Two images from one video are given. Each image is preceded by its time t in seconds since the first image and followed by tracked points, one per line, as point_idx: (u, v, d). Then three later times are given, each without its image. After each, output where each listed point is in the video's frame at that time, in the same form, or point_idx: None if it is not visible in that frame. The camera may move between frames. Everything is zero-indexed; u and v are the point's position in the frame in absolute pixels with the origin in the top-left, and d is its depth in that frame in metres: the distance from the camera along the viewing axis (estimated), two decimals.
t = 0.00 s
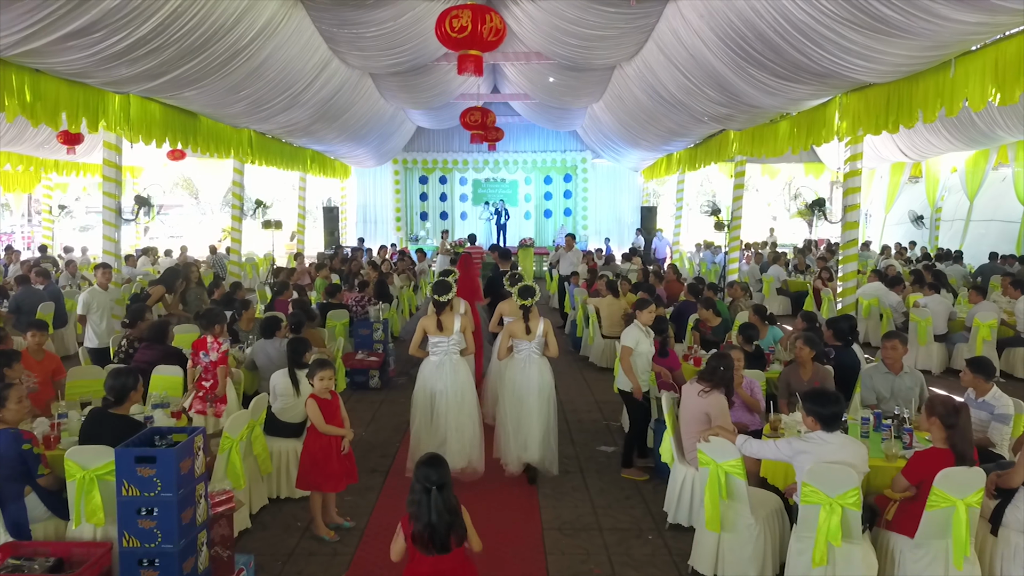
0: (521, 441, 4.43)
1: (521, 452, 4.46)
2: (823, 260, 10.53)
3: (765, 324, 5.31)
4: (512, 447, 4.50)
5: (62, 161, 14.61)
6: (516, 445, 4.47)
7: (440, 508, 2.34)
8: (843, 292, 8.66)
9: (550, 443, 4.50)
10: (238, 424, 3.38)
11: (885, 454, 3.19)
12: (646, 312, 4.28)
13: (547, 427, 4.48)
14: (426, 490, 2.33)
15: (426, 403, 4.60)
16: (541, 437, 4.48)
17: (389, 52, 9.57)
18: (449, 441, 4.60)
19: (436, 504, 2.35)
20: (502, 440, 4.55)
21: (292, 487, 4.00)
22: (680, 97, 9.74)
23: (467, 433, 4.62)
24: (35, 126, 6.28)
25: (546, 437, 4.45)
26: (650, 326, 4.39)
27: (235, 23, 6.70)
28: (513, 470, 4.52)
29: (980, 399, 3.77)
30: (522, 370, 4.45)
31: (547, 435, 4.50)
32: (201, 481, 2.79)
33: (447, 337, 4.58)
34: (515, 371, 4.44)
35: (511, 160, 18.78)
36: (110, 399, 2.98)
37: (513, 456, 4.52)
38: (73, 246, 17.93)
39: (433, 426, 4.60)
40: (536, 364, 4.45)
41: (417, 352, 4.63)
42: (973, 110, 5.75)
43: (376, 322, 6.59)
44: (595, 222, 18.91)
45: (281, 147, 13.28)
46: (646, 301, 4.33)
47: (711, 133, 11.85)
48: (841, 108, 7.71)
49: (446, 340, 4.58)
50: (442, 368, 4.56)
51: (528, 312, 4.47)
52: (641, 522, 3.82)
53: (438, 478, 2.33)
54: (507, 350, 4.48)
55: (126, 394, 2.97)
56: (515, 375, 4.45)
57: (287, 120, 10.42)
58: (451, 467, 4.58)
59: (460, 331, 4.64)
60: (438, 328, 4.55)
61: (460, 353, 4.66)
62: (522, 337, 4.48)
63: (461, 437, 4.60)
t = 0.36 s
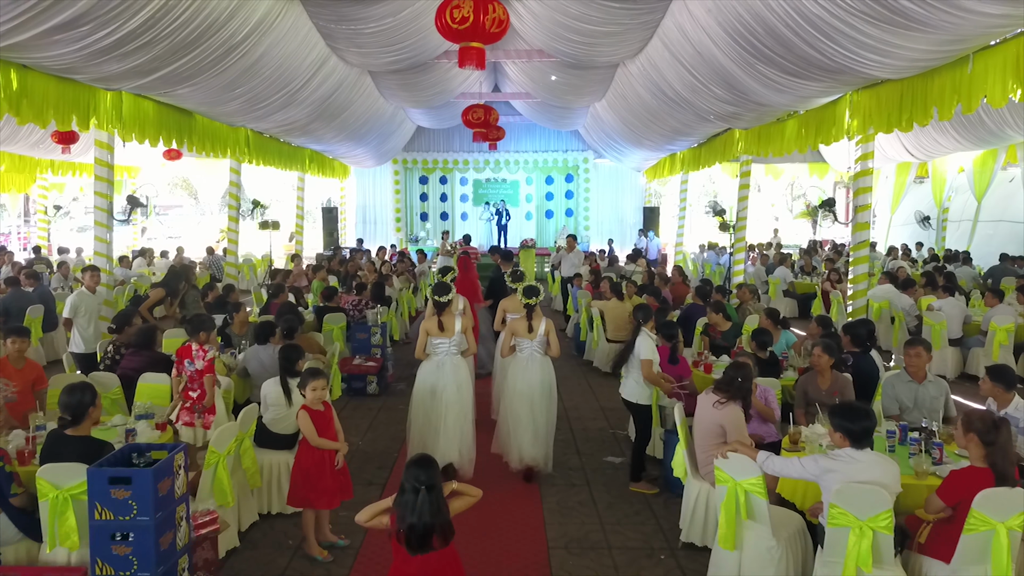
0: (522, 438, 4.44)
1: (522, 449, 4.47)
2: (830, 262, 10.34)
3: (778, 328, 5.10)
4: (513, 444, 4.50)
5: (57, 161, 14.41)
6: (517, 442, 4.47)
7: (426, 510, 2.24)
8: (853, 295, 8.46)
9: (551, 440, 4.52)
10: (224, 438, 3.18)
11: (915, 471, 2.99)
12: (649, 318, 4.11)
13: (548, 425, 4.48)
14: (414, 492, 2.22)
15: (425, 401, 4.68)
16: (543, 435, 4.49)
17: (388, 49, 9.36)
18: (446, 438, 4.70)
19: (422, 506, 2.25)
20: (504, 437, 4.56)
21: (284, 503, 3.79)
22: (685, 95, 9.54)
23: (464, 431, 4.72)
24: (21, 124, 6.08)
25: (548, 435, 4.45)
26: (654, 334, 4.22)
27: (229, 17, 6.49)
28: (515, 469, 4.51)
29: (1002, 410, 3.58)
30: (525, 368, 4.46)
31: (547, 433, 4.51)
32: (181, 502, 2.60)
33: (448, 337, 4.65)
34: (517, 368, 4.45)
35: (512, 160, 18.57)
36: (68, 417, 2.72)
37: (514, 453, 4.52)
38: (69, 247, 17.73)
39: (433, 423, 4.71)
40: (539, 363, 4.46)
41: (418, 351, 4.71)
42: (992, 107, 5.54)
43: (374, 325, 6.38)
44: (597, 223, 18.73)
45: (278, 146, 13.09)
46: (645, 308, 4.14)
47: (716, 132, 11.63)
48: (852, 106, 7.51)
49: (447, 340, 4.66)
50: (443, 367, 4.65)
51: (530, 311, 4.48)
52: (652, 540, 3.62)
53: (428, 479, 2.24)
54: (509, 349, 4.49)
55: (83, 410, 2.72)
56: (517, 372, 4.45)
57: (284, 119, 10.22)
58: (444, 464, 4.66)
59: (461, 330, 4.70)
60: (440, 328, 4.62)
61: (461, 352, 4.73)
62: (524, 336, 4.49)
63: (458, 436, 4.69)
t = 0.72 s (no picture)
0: (528, 431, 4.58)
1: (528, 442, 4.61)
2: (838, 263, 10.14)
3: (791, 331, 4.88)
4: (518, 438, 4.66)
5: (52, 160, 14.21)
6: (522, 436, 4.63)
7: (419, 522, 2.18)
8: (863, 298, 8.21)
9: (557, 433, 4.67)
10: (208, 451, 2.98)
11: (950, 491, 2.78)
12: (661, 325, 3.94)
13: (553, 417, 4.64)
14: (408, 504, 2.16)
15: (423, 404, 4.52)
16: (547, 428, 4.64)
17: (387, 46, 9.16)
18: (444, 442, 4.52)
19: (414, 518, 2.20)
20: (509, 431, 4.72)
21: (274, 520, 3.58)
22: (690, 93, 9.33)
23: (462, 431, 4.59)
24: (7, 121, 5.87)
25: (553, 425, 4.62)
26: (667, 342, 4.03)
27: (222, 11, 6.29)
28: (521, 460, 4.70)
29: None
30: (529, 362, 4.64)
31: (553, 425, 4.67)
32: (157, 528, 2.40)
33: (445, 337, 4.54)
34: (523, 362, 4.63)
35: (513, 160, 18.37)
36: (35, 437, 2.53)
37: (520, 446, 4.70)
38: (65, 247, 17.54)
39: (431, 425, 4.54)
40: (543, 356, 4.64)
41: (415, 351, 4.61)
42: (1012, 103, 5.29)
43: (371, 329, 6.17)
44: (598, 223, 18.49)
45: (276, 146, 12.88)
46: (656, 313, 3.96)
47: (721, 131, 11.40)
48: (863, 104, 7.31)
49: (443, 340, 4.54)
50: (440, 367, 4.50)
51: (535, 307, 4.65)
52: (665, 562, 3.42)
53: (422, 488, 2.18)
54: (515, 344, 4.65)
55: (51, 427, 2.53)
56: (523, 366, 4.64)
57: (281, 117, 10.02)
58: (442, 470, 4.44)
59: (456, 331, 4.64)
60: (435, 327, 4.55)
61: (457, 352, 4.63)
62: (529, 331, 4.66)
63: (455, 439, 4.53)
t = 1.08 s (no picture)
0: (528, 425, 4.70)
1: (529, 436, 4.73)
2: (846, 265, 9.92)
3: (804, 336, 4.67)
4: (519, 432, 4.77)
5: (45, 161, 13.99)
6: (523, 430, 4.74)
7: (416, 528, 2.13)
8: (873, 302, 7.98)
9: (558, 427, 4.80)
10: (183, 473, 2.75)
11: (991, 518, 2.56)
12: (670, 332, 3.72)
13: (553, 411, 4.75)
14: (406, 507, 2.13)
15: (422, 398, 4.65)
16: (546, 423, 4.73)
17: (384, 42, 8.92)
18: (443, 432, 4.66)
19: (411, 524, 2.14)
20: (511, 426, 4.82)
21: (258, 543, 3.34)
22: (695, 91, 9.11)
23: (461, 424, 4.71)
24: None
25: (552, 420, 4.72)
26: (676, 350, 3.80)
27: (213, 3, 6.06)
28: (524, 456, 4.79)
29: None
30: (529, 358, 4.78)
31: (554, 420, 4.79)
32: (121, 562, 2.17)
33: (444, 333, 4.69)
34: (523, 359, 4.78)
35: (513, 161, 18.16)
36: None
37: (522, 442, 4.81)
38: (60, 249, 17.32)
39: (430, 418, 4.66)
40: (541, 353, 4.77)
41: (414, 347, 4.73)
42: None
43: (367, 334, 5.95)
44: (600, 224, 18.25)
45: (272, 146, 12.65)
46: (664, 320, 3.72)
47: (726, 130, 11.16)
48: (875, 101, 7.08)
49: (443, 335, 4.69)
50: (439, 362, 4.66)
51: (533, 306, 4.79)
52: None
53: (418, 496, 2.14)
54: (515, 341, 4.81)
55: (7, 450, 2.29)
56: (523, 363, 4.77)
57: (277, 116, 9.79)
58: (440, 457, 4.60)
59: (455, 327, 4.75)
60: (434, 322, 4.68)
61: (456, 348, 4.76)
62: (527, 329, 4.81)
63: (455, 430, 4.66)
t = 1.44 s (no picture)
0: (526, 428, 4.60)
1: (527, 440, 4.62)
2: (853, 267, 9.70)
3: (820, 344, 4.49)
4: (516, 435, 4.67)
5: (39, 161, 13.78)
6: (520, 433, 4.64)
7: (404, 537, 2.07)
8: (883, 305, 7.76)
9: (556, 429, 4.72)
10: (152, 499, 2.52)
11: None
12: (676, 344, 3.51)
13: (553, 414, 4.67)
14: (393, 517, 2.07)
15: (418, 400, 4.53)
16: (546, 426, 4.65)
17: (381, 39, 8.71)
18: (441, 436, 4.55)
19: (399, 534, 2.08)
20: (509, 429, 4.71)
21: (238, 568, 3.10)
22: (699, 89, 8.88)
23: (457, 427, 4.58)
24: None
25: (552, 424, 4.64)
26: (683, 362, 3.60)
27: None
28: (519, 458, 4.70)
29: None
30: (529, 361, 4.65)
31: (552, 422, 4.68)
32: None
33: (442, 336, 4.54)
34: (522, 363, 4.64)
35: (513, 161, 17.94)
36: None
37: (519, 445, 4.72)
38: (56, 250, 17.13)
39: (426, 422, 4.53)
40: (542, 357, 4.64)
41: (410, 349, 4.59)
42: None
43: (361, 340, 5.73)
44: (601, 225, 18.04)
45: (268, 146, 12.44)
46: (669, 328, 3.50)
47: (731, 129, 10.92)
48: (887, 99, 6.87)
49: (440, 339, 4.55)
50: (435, 366, 4.50)
51: (533, 308, 4.65)
52: None
53: (404, 504, 2.07)
54: (515, 344, 4.67)
55: None
56: (521, 366, 4.65)
57: (271, 115, 9.58)
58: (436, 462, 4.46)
59: (452, 329, 4.61)
60: (432, 326, 4.54)
61: (452, 352, 4.60)
62: (528, 331, 4.67)
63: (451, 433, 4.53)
